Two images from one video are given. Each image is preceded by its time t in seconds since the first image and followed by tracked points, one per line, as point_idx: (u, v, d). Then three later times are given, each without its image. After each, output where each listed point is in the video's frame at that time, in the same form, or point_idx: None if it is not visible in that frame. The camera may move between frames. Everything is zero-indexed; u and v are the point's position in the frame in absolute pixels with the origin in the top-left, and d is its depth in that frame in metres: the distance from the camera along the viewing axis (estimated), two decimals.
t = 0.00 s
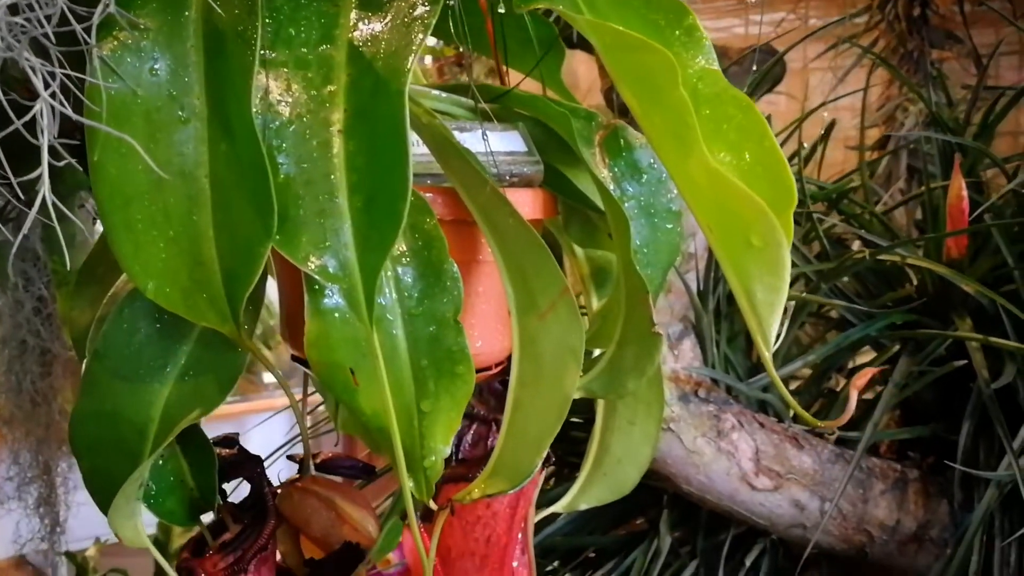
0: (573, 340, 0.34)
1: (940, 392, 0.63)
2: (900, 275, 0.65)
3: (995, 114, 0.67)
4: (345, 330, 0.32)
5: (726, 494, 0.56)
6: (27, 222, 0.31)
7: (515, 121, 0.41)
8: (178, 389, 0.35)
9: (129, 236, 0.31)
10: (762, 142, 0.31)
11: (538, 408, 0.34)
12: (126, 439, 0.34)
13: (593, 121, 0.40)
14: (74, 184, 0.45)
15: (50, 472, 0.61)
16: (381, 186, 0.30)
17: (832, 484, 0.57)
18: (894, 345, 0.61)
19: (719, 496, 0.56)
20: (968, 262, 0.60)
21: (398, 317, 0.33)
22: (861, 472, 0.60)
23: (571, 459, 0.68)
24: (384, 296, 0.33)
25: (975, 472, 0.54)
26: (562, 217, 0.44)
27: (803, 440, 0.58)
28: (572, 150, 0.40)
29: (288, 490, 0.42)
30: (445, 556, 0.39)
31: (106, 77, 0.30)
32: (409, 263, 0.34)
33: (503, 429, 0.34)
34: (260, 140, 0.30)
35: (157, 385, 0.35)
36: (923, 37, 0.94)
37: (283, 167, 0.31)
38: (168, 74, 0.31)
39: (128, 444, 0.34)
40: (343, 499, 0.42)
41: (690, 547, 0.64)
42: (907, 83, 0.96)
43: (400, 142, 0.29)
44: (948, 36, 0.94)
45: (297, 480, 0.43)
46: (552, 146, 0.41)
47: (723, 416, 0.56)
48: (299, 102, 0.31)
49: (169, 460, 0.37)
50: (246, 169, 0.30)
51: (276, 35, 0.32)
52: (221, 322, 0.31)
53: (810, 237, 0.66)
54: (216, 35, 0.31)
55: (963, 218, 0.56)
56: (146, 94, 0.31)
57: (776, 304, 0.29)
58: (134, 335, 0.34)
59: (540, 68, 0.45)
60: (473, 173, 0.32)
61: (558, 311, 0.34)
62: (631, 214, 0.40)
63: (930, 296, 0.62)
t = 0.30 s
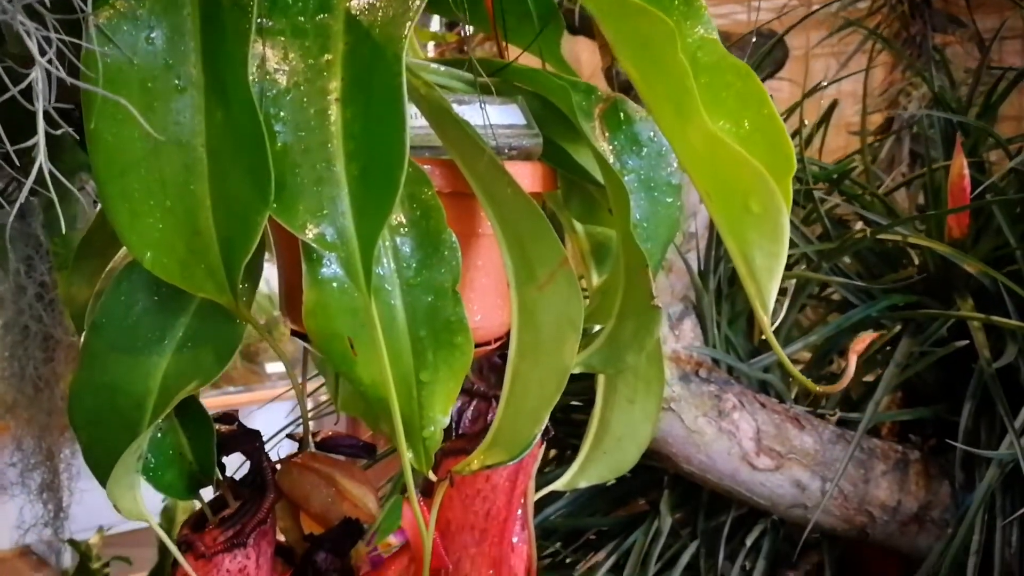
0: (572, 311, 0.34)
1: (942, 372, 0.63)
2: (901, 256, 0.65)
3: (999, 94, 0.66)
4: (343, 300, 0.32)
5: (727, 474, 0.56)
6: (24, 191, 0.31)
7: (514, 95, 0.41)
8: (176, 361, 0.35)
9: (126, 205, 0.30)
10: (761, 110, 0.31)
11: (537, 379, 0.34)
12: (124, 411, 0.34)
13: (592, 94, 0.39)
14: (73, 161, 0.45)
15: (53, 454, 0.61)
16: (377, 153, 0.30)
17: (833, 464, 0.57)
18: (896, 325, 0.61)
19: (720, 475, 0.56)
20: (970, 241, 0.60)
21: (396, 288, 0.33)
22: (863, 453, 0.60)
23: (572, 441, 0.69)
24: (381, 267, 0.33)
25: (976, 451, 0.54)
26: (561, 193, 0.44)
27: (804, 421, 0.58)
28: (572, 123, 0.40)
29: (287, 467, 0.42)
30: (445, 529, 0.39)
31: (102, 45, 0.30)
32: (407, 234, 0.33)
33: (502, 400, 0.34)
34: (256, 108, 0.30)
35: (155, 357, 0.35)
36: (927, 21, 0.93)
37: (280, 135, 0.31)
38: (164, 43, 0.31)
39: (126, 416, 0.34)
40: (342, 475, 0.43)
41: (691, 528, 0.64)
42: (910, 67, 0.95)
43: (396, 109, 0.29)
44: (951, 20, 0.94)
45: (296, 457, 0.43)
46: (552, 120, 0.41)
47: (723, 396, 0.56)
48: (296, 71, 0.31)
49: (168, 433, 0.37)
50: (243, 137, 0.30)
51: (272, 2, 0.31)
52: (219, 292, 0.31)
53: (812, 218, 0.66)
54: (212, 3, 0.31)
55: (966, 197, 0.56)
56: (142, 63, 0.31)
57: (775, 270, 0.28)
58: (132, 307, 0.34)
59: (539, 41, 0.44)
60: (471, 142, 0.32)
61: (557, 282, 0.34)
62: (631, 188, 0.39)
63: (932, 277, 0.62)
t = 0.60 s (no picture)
0: (574, 285, 0.34)
1: (948, 355, 0.63)
2: (906, 239, 0.65)
3: (1005, 75, 0.66)
4: (345, 274, 0.32)
5: (731, 456, 0.56)
6: (26, 165, 0.31)
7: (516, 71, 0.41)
8: (178, 336, 0.35)
9: (128, 178, 0.30)
10: (765, 80, 0.31)
11: (540, 353, 0.34)
12: (127, 386, 0.34)
13: (596, 70, 0.39)
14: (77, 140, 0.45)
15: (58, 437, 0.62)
16: (378, 124, 0.29)
17: (838, 446, 0.57)
18: (901, 308, 0.61)
19: (725, 458, 0.56)
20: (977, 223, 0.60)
21: (398, 262, 0.33)
22: (868, 436, 0.60)
23: (576, 426, 0.69)
24: (383, 241, 0.33)
25: (981, 432, 0.54)
26: (564, 172, 0.44)
27: (809, 403, 0.58)
28: (575, 100, 0.40)
29: (290, 445, 0.42)
30: (447, 506, 0.39)
31: (103, 16, 0.30)
32: (410, 208, 0.33)
33: (505, 375, 0.34)
34: (257, 79, 0.30)
35: (158, 333, 0.35)
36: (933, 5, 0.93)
37: (281, 108, 0.31)
38: (165, 15, 0.31)
39: (128, 391, 0.34)
40: (345, 453, 0.43)
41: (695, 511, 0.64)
42: (916, 52, 0.95)
43: (398, 79, 0.29)
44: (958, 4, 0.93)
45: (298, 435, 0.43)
46: (554, 96, 0.40)
47: (728, 377, 0.56)
48: (297, 43, 0.31)
49: (172, 409, 0.37)
50: (244, 109, 0.30)
51: None
52: (221, 266, 0.31)
53: (817, 201, 0.65)
54: None
55: (972, 177, 0.56)
56: (143, 36, 0.31)
57: (778, 238, 0.28)
58: (134, 282, 0.34)
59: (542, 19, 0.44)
60: (472, 115, 0.32)
61: (559, 257, 0.34)
62: (634, 164, 0.39)
63: (937, 261, 0.62)
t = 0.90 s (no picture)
0: (574, 265, 0.33)
1: (953, 342, 0.62)
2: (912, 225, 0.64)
3: (1011, 59, 0.65)
4: (344, 253, 0.31)
5: (734, 443, 0.55)
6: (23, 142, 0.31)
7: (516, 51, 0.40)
8: (177, 317, 0.34)
9: (124, 156, 0.30)
10: (766, 56, 0.30)
11: (539, 334, 0.33)
12: (125, 367, 0.34)
13: (596, 50, 0.39)
14: (80, 126, 0.45)
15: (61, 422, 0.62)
16: (375, 99, 0.29)
17: (842, 433, 0.56)
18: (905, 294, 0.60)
19: (728, 444, 0.56)
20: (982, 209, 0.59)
21: (396, 241, 0.32)
22: (872, 422, 0.59)
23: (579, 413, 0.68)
24: (381, 220, 0.32)
25: (985, 418, 0.53)
26: (566, 154, 0.44)
27: (813, 389, 0.58)
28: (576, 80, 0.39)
29: (290, 429, 0.43)
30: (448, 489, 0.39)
31: None
32: (408, 187, 0.33)
33: (504, 356, 0.34)
34: (253, 55, 0.29)
35: (156, 313, 0.34)
36: None
37: (277, 84, 0.31)
38: None
39: (127, 372, 0.34)
40: (346, 438, 0.44)
41: (699, 498, 0.64)
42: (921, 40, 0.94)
43: (394, 55, 0.29)
44: None
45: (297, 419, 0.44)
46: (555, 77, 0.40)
47: (731, 363, 0.56)
48: (294, 19, 0.31)
49: (171, 391, 0.37)
50: (240, 86, 0.30)
51: None
52: (218, 245, 0.31)
53: (822, 187, 0.65)
54: None
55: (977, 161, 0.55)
56: (139, 13, 0.31)
57: (778, 213, 0.28)
58: (132, 262, 0.34)
59: None
60: (471, 92, 0.32)
61: (559, 236, 0.33)
62: (635, 145, 0.39)
63: (943, 247, 0.61)
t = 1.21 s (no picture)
0: (573, 247, 0.33)
1: (957, 332, 0.62)
2: (915, 215, 0.64)
3: (1015, 47, 0.65)
4: (341, 235, 0.31)
5: (736, 432, 0.55)
6: (16, 127, 0.31)
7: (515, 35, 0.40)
8: (173, 300, 0.34)
9: (120, 137, 0.30)
10: (765, 35, 0.30)
11: (537, 317, 0.33)
12: (122, 350, 0.34)
13: (596, 34, 0.38)
14: (79, 113, 0.45)
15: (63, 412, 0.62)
16: (371, 78, 0.29)
17: (844, 422, 0.56)
18: (908, 283, 0.60)
19: (730, 434, 0.55)
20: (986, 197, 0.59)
21: (394, 224, 0.32)
22: (874, 412, 0.59)
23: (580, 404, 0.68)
24: (378, 202, 0.32)
25: (988, 406, 0.53)
26: (566, 139, 0.43)
27: (815, 379, 0.58)
28: (576, 65, 0.39)
29: (289, 415, 0.42)
30: (447, 475, 0.39)
31: None
32: (406, 169, 0.33)
33: (503, 340, 0.34)
34: (249, 34, 0.29)
35: (153, 297, 0.34)
36: None
37: (273, 65, 0.30)
38: None
39: (125, 355, 0.34)
40: (346, 424, 0.43)
41: (701, 489, 0.64)
42: (926, 31, 0.94)
43: (391, 34, 0.29)
44: None
45: (297, 405, 0.43)
46: (554, 61, 0.40)
47: (733, 352, 0.55)
48: None
49: (168, 377, 0.37)
50: (235, 65, 0.30)
51: None
52: (215, 228, 0.31)
53: (824, 176, 0.64)
54: None
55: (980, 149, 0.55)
56: None
57: (779, 192, 0.28)
58: (129, 246, 0.34)
59: None
60: (468, 74, 0.31)
61: (558, 219, 0.33)
62: (635, 129, 0.38)
63: (946, 236, 0.61)
